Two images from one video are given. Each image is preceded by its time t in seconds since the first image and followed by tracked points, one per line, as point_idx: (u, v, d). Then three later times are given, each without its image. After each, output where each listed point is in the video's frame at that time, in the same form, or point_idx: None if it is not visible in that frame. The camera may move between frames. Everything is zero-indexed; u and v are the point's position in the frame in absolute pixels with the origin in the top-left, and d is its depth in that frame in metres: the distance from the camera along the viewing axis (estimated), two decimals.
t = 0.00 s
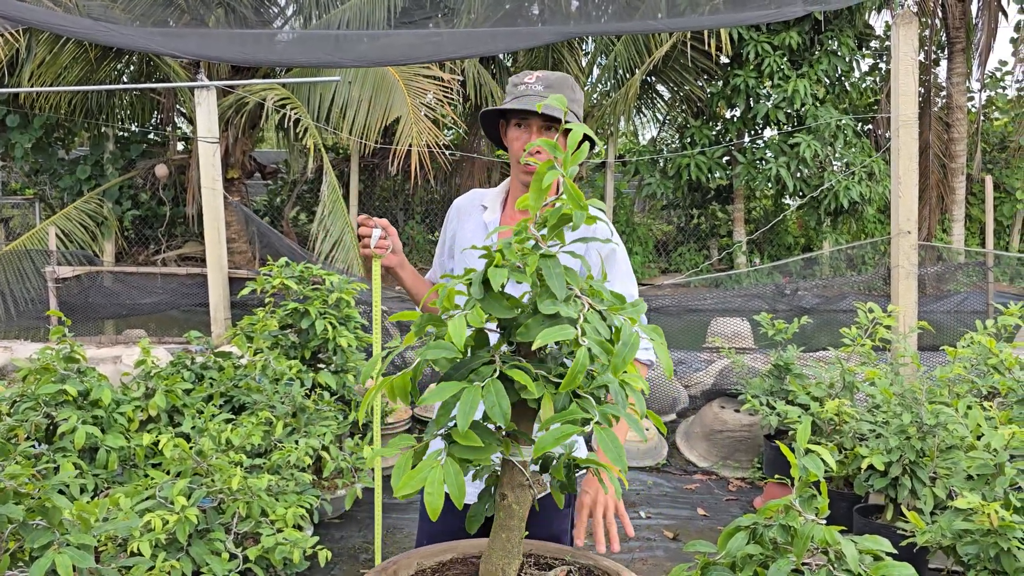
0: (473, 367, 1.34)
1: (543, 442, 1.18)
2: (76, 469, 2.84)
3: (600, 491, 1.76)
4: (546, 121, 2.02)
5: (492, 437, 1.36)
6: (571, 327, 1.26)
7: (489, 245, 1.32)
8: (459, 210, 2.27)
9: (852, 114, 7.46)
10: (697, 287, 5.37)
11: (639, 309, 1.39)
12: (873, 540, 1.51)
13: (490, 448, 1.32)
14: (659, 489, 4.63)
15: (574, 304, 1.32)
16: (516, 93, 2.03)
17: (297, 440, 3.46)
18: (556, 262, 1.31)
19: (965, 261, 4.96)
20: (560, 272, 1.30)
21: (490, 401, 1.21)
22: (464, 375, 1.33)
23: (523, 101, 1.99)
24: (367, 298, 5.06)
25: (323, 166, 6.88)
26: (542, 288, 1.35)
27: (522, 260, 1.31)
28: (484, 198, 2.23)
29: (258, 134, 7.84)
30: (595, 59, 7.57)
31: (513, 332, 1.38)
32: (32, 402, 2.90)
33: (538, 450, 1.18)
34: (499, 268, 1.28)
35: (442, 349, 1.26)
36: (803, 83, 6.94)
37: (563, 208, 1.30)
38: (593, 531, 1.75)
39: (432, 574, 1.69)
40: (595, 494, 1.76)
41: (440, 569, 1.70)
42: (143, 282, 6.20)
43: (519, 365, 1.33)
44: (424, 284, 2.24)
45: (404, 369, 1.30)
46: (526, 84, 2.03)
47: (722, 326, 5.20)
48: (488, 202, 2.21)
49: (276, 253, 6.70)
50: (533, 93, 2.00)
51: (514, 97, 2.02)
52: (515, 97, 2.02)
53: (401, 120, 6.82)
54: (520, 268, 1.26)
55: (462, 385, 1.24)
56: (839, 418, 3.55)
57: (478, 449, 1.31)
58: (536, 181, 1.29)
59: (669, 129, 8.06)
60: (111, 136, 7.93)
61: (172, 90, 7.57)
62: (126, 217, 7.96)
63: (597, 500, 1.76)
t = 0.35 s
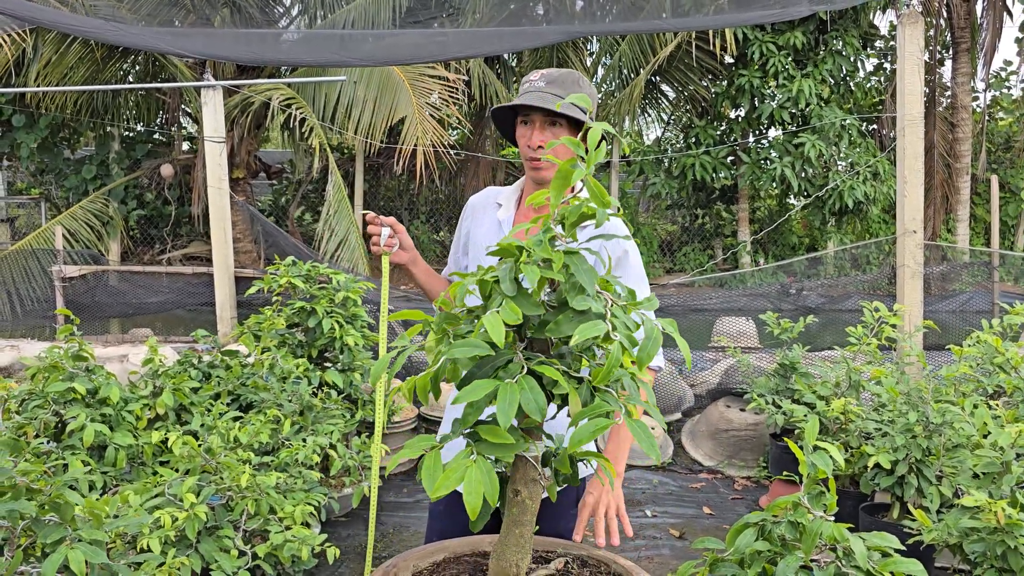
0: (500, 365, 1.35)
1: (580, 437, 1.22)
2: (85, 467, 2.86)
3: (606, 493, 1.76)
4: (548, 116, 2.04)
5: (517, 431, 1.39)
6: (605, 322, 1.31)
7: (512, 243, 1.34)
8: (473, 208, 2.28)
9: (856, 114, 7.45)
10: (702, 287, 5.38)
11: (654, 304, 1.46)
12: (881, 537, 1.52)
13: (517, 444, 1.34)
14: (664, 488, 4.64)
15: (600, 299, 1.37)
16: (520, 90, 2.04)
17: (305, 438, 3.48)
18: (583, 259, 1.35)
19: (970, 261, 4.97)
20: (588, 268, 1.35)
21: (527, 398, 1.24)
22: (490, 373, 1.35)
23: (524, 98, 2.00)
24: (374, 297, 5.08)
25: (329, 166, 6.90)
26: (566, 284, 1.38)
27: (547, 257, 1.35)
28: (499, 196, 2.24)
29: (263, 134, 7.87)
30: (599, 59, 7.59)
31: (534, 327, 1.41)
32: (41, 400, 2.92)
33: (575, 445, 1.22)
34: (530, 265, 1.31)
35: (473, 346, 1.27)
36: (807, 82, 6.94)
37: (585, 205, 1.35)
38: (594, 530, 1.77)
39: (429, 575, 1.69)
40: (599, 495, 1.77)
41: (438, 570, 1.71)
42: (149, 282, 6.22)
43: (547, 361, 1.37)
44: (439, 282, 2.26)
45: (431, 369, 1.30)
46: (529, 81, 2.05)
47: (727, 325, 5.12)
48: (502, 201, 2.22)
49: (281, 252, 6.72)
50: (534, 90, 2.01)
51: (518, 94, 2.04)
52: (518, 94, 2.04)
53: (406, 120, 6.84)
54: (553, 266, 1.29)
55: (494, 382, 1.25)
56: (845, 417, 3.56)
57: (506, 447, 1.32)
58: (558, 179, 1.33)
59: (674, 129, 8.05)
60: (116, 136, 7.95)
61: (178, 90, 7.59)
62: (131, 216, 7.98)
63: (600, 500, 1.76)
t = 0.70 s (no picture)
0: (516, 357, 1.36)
1: (601, 427, 1.26)
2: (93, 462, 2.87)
3: (588, 487, 1.84)
4: (539, 111, 2.04)
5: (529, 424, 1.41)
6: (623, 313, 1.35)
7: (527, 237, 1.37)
8: (480, 205, 2.29)
9: (862, 113, 7.43)
10: (707, 285, 5.38)
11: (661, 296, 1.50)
12: (887, 531, 1.53)
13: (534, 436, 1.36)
14: (669, 486, 4.64)
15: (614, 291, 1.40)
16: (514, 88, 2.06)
17: (311, 434, 3.49)
18: (596, 252, 1.39)
19: (976, 259, 4.96)
20: (602, 262, 1.39)
21: (551, 389, 1.26)
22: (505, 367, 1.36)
23: (517, 96, 2.02)
24: (380, 295, 5.10)
25: (335, 164, 6.92)
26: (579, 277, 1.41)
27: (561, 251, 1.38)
28: (505, 192, 2.25)
29: (269, 133, 7.89)
30: (605, 58, 7.58)
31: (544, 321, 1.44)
32: (49, 396, 2.94)
33: (597, 435, 1.26)
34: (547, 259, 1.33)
35: (494, 339, 1.28)
36: (813, 81, 6.92)
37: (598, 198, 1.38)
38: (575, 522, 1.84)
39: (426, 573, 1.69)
40: (580, 488, 1.84)
41: (434, 566, 1.71)
42: (156, 280, 6.25)
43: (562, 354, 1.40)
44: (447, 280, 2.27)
45: (450, 364, 1.31)
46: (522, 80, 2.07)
47: (733, 323, 5.12)
48: (508, 197, 2.23)
49: (287, 250, 6.74)
50: (527, 86, 2.02)
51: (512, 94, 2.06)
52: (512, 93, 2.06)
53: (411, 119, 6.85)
54: (572, 259, 1.33)
55: (516, 374, 1.27)
56: (850, 414, 3.55)
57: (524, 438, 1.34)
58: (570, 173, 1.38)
59: (679, 128, 8.02)
60: (123, 135, 7.99)
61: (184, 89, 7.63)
62: (137, 216, 8.01)
63: (580, 493, 1.84)
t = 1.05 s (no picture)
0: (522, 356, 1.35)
1: (613, 425, 1.26)
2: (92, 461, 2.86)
3: (604, 482, 1.79)
4: (519, 106, 2.00)
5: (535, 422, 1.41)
6: (632, 310, 1.35)
7: (532, 234, 1.35)
8: (475, 205, 2.27)
9: (865, 111, 7.40)
10: (709, 284, 5.36)
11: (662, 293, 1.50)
12: (890, 531, 1.51)
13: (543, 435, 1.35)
14: (671, 486, 4.62)
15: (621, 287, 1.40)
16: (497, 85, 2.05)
17: (311, 433, 3.47)
18: (602, 248, 1.39)
19: (979, 258, 4.92)
20: (609, 257, 1.38)
21: (565, 387, 1.25)
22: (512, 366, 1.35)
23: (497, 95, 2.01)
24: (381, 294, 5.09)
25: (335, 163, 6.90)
26: (585, 274, 1.40)
27: (567, 247, 1.37)
28: (498, 190, 2.23)
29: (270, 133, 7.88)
30: (606, 57, 7.56)
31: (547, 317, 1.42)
32: (49, 395, 2.93)
33: (610, 433, 1.26)
34: (556, 255, 1.32)
35: (506, 338, 1.27)
36: (815, 80, 6.90)
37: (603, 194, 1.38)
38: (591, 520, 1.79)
39: None
40: (596, 484, 1.80)
41: (425, 570, 1.69)
42: (156, 279, 6.24)
43: (569, 351, 1.39)
44: (445, 279, 2.25)
45: (460, 364, 1.29)
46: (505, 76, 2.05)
47: (735, 323, 5.13)
48: (500, 194, 2.21)
49: (288, 249, 6.74)
50: (507, 83, 2.01)
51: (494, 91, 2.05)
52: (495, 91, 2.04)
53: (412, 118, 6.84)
54: (581, 255, 1.32)
55: (529, 373, 1.26)
56: (853, 414, 3.53)
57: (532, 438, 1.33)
58: (576, 168, 1.37)
59: (680, 127, 8.01)
60: (124, 134, 7.98)
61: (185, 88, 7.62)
62: (138, 215, 8.01)
63: (597, 490, 1.79)
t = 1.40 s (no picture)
0: (521, 361, 1.33)
1: (614, 429, 1.25)
2: (88, 464, 2.85)
3: (608, 490, 1.70)
4: (500, 114, 1.95)
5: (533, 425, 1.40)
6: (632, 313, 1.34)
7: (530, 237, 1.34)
8: (472, 207, 2.25)
9: (865, 111, 7.38)
10: (709, 285, 5.34)
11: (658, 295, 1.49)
12: (891, 535, 1.49)
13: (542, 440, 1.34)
14: (670, 487, 4.61)
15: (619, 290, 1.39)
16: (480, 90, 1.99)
17: (309, 435, 3.45)
18: (600, 251, 1.37)
19: (980, 259, 4.89)
20: (608, 260, 1.37)
21: (567, 392, 1.23)
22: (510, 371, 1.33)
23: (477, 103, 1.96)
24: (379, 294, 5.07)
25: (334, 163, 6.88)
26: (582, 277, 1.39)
27: (566, 249, 1.35)
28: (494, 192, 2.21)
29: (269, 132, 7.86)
30: (606, 56, 7.54)
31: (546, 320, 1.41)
32: (45, 397, 2.91)
33: (611, 437, 1.25)
34: (557, 258, 1.31)
35: (507, 342, 1.25)
36: (816, 79, 6.88)
37: (601, 197, 1.37)
38: (595, 529, 1.71)
39: None
40: (600, 492, 1.71)
41: None
42: (155, 279, 6.22)
43: (569, 354, 1.37)
44: (443, 282, 2.22)
45: (460, 370, 1.27)
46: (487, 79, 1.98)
47: (735, 324, 5.11)
48: (496, 195, 2.19)
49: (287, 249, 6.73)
50: (488, 90, 1.95)
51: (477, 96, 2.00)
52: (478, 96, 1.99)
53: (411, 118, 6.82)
54: (582, 258, 1.30)
55: (531, 378, 1.24)
56: (853, 415, 3.51)
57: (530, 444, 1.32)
58: (574, 170, 1.36)
59: (680, 127, 7.98)
60: (123, 134, 7.96)
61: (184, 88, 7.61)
62: (137, 215, 7.99)
63: (601, 498, 1.71)
